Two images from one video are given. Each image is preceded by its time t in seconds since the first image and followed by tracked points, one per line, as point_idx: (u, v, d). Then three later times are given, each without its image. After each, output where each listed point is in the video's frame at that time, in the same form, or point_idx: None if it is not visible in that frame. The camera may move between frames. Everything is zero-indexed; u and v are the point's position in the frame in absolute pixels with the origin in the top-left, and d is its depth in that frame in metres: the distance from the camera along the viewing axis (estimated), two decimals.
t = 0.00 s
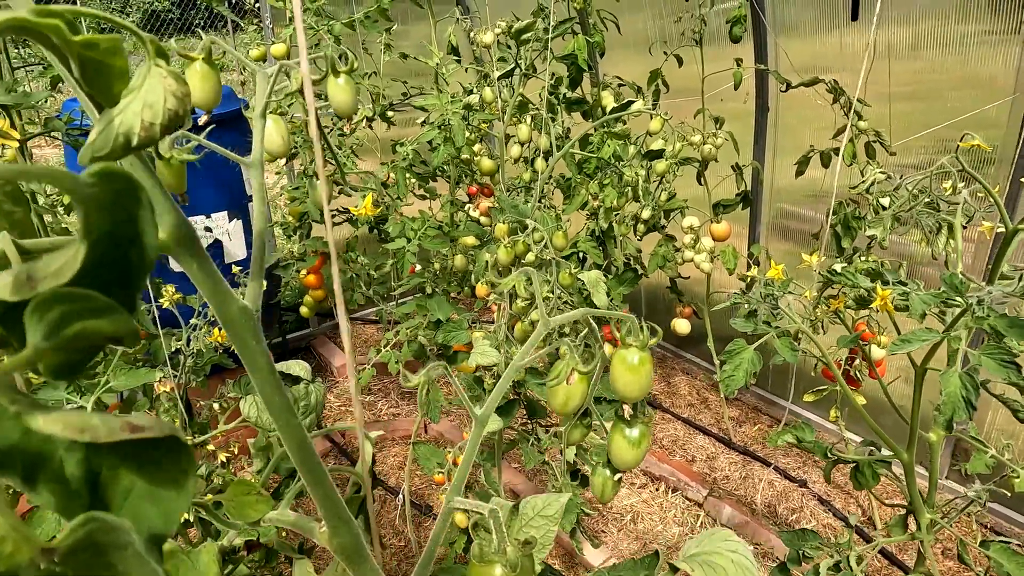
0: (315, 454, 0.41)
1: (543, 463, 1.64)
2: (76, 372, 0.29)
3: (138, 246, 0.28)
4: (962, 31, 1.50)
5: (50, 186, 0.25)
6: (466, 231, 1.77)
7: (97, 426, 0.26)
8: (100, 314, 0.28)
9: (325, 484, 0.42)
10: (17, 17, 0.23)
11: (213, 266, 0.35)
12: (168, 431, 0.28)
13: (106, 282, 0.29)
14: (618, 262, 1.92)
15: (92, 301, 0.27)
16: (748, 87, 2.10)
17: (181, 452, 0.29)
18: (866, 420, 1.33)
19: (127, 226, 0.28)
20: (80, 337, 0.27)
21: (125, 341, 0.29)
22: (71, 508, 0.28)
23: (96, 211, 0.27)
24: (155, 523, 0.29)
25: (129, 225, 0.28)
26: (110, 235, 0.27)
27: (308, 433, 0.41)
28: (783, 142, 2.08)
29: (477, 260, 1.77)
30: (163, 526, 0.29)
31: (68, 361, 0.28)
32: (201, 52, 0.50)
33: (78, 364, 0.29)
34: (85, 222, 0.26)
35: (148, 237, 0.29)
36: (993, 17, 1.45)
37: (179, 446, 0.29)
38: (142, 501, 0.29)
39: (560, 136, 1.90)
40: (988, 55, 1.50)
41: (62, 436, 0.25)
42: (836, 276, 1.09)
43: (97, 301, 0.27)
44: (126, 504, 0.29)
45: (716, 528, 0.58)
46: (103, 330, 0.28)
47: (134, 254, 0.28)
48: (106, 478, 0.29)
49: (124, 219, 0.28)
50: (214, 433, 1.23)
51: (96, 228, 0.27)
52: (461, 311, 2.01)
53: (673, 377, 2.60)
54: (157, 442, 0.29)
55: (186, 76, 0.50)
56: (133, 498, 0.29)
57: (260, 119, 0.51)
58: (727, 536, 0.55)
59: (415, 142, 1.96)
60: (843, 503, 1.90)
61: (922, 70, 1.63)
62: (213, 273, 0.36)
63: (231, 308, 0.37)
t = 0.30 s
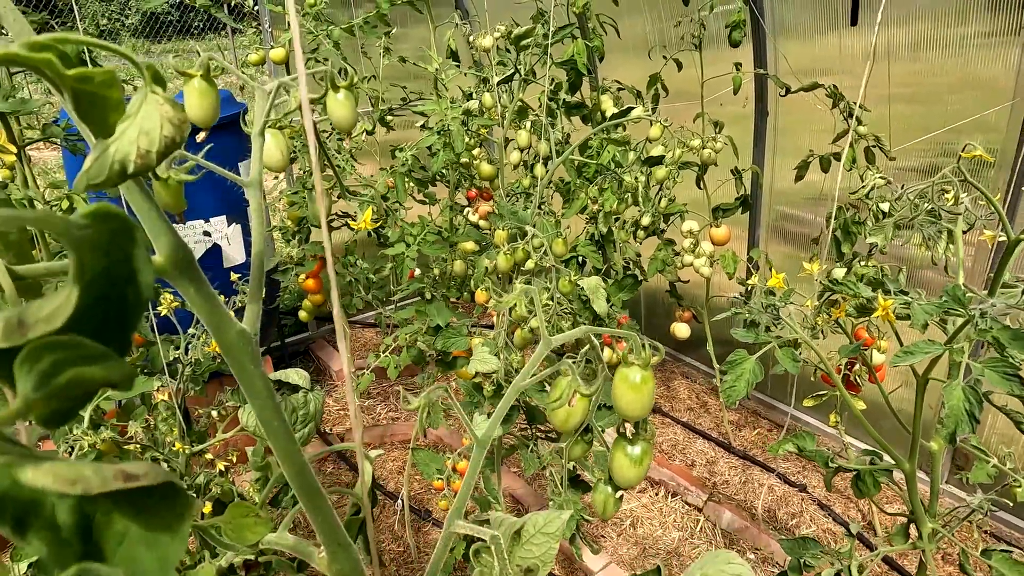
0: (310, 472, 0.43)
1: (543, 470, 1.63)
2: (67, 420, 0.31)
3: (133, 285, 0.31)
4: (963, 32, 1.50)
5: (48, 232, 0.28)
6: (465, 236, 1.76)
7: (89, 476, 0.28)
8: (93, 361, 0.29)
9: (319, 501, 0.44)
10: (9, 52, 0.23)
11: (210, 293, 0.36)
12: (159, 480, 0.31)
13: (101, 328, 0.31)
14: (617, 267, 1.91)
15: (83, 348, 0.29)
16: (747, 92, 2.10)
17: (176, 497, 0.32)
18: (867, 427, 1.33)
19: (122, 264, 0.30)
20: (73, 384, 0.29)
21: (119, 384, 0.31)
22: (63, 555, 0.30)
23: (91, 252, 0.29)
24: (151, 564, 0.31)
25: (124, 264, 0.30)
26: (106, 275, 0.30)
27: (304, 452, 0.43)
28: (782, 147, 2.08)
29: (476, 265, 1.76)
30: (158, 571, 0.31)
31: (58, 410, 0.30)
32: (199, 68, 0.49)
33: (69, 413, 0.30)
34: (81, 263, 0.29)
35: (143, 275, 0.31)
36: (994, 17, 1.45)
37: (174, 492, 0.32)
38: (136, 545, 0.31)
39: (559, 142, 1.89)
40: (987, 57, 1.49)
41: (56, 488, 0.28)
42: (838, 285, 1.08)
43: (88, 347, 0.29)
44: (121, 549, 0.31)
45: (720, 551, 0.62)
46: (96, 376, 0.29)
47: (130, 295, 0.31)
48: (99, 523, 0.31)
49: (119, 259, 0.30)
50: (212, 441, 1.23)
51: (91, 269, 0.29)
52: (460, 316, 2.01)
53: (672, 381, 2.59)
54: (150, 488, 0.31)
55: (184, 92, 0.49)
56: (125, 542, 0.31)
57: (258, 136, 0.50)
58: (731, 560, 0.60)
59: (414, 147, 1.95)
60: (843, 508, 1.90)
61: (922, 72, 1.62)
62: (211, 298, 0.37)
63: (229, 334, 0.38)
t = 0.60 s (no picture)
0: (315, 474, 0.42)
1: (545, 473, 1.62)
2: (63, 421, 0.30)
3: (134, 278, 0.30)
4: (965, 35, 1.49)
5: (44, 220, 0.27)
6: (467, 237, 1.75)
7: (87, 483, 0.27)
8: (90, 357, 0.29)
9: (323, 502, 0.43)
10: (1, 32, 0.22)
11: (212, 289, 0.35)
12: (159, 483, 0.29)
13: (99, 321, 0.30)
14: (619, 268, 1.90)
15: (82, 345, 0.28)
16: (750, 92, 2.09)
17: (180, 502, 0.31)
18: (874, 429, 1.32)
19: (122, 257, 0.29)
20: (68, 381, 0.28)
21: (117, 382, 0.30)
22: (57, 564, 0.29)
23: (88, 245, 0.28)
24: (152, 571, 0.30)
25: (124, 257, 0.29)
26: (106, 269, 0.29)
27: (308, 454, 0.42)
28: (785, 147, 2.07)
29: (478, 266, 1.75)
30: None
31: (54, 409, 0.29)
32: (201, 61, 0.48)
33: (65, 412, 0.29)
34: (78, 254, 0.28)
35: (144, 268, 0.30)
36: (995, 21, 1.44)
37: (178, 497, 0.31)
38: (137, 551, 0.30)
39: (562, 142, 1.88)
40: (987, 61, 1.49)
41: (51, 493, 0.27)
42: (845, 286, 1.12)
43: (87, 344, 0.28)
44: (120, 555, 0.30)
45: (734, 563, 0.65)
46: (94, 374, 0.28)
47: (129, 289, 0.30)
48: (97, 529, 0.30)
49: (118, 250, 0.29)
50: (212, 443, 1.21)
51: (90, 261, 0.28)
52: (460, 318, 1.99)
53: (674, 383, 2.58)
54: (152, 494, 0.30)
55: (185, 87, 0.48)
56: (125, 548, 0.30)
57: (262, 131, 0.49)
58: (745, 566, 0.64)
59: (416, 148, 1.94)
60: (847, 510, 1.88)
61: (922, 74, 1.62)
62: (212, 294, 0.35)
63: (231, 332, 0.37)
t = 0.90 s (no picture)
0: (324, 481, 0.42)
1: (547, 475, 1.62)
2: (83, 440, 0.30)
3: (152, 296, 0.30)
4: (967, 37, 1.49)
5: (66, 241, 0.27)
6: (469, 240, 1.75)
7: (113, 505, 0.27)
8: (112, 378, 0.29)
9: (333, 511, 0.43)
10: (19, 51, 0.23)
11: (225, 302, 0.35)
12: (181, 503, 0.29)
13: (120, 342, 0.30)
14: (620, 271, 1.90)
15: (102, 365, 0.28)
16: (750, 95, 2.09)
17: (200, 522, 0.31)
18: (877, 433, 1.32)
19: (142, 276, 0.29)
20: (90, 403, 0.28)
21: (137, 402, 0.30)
22: None
23: (110, 265, 0.28)
24: None
25: (144, 276, 0.29)
26: (127, 287, 0.29)
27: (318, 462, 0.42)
28: (786, 150, 2.06)
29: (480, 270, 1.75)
30: None
31: (76, 429, 0.29)
32: (211, 70, 0.48)
33: (87, 433, 0.29)
34: (99, 274, 0.28)
35: (162, 287, 0.30)
36: (998, 23, 1.44)
37: (198, 516, 0.31)
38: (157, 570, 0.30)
39: (563, 145, 1.89)
40: (989, 63, 1.49)
41: (79, 515, 0.27)
42: (848, 290, 1.12)
43: (107, 365, 0.28)
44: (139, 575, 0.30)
45: None
46: (116, 395, 0.29)
47: (148, 308, 0.30)
48: (117, 550, 0.30)
49: (138, 269, 0.29)
50: (215, 447, 1.21)
51: (110, 281, 0.28)
52: (461, 321, 1.99)
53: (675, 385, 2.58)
54: (171, 518, 0.31)
55: (195, 95, 0.48)
56: (143, 567, 0.30)
57: (272, 139, 0.49)
58: None
59: (417, 151, 1.95)
60: (849, 514, 1.89)
61: (924, 77, 1.62)
62: (224, 306, 0.36)
63: (244, 345, 0.37)
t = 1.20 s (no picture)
0: (308, 484, 0.42)
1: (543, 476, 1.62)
2: (55, 440, 0.31)
3: (123, 298, 0.30)
4: (964, 38, 1.49)
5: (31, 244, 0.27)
6: (466, 241, 1.75)
7: (75, 504, 0.28)
8: (79, 380, 0.30)
9: (317, 514, 0.43)
10: None
11: (207, 303, 0.35)
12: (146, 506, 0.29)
13: (86, 346, 0.30)
14: (617, 272, 1.90)
15: (67, 368, 0.29)
16: (748, 97, 2.09)
17: (167, 522, 0.31)
18: (872, 435, 1.32)
19: (112, 278, 0.29)
20: (56, 404, 0.29)
21: (106, 403, 0.31)
22: None
23: (78, 266, 0.28)
24: None
25: (114, 277, 0.29)
26: (95, 289, 0.29)
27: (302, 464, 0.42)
28: (783, 151, 2.07)
29: (477, 271, 1.75)
30: None
31: (44, 429, 0.30)
32: (197, 71, 0.48)
33: (57, 432, 0.30)
34: (66, 277, 0.28)
35: (134, 288, 0.30)
36: (995, 23, 1.44)
37: (165, 516, 0.31)
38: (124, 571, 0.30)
39: (561, 147, 1.89)
40: (986, 64, 1.49)
41: (42, 517, 0.28)
42: (842, 292, 1.13)
43: (73, 368, 0.29)
44: None
45: None
46: (82, 396, 0.30)
47: (119, 309, 0.30)
48: (86, 549, 0.30)
49: (108, 270, 0.29)
50: (210, 448, 1.21)
51: (78, 283, 0.28)
52: (458, 322, 1.99)
53: (673, 387, 2.58)
54: (138, 519, 0.31)
55: (182, 97, 0.49)
56: (112, 568, 0.30)
57: (258, 141, 0.49)
58: None
59: (415, 152, 1.95)
60: (845, 515, 1.89)
61: (921, 78, 1.62)
62: (207, 308, 0.36)
63: (227, 347, 0.37)
